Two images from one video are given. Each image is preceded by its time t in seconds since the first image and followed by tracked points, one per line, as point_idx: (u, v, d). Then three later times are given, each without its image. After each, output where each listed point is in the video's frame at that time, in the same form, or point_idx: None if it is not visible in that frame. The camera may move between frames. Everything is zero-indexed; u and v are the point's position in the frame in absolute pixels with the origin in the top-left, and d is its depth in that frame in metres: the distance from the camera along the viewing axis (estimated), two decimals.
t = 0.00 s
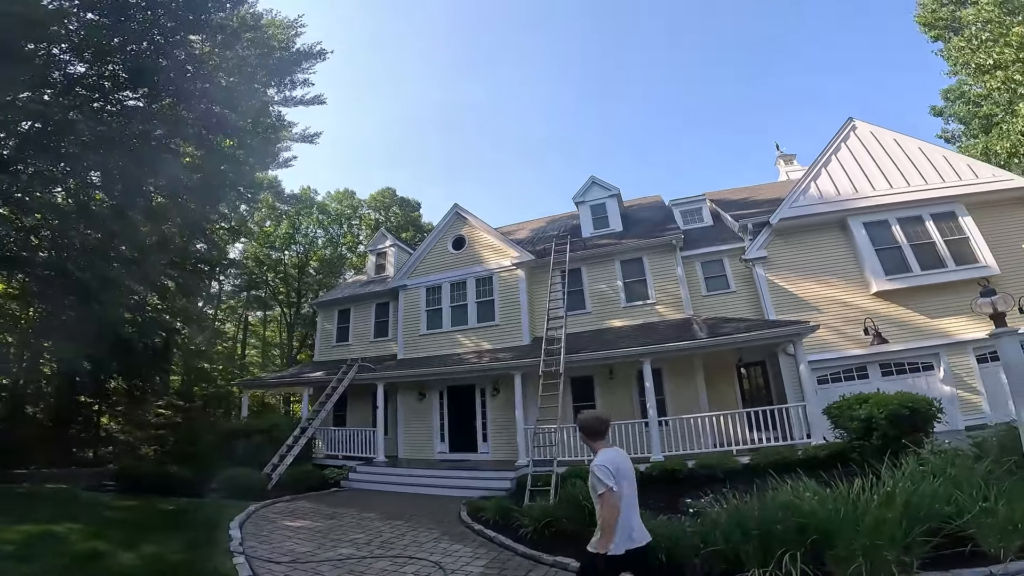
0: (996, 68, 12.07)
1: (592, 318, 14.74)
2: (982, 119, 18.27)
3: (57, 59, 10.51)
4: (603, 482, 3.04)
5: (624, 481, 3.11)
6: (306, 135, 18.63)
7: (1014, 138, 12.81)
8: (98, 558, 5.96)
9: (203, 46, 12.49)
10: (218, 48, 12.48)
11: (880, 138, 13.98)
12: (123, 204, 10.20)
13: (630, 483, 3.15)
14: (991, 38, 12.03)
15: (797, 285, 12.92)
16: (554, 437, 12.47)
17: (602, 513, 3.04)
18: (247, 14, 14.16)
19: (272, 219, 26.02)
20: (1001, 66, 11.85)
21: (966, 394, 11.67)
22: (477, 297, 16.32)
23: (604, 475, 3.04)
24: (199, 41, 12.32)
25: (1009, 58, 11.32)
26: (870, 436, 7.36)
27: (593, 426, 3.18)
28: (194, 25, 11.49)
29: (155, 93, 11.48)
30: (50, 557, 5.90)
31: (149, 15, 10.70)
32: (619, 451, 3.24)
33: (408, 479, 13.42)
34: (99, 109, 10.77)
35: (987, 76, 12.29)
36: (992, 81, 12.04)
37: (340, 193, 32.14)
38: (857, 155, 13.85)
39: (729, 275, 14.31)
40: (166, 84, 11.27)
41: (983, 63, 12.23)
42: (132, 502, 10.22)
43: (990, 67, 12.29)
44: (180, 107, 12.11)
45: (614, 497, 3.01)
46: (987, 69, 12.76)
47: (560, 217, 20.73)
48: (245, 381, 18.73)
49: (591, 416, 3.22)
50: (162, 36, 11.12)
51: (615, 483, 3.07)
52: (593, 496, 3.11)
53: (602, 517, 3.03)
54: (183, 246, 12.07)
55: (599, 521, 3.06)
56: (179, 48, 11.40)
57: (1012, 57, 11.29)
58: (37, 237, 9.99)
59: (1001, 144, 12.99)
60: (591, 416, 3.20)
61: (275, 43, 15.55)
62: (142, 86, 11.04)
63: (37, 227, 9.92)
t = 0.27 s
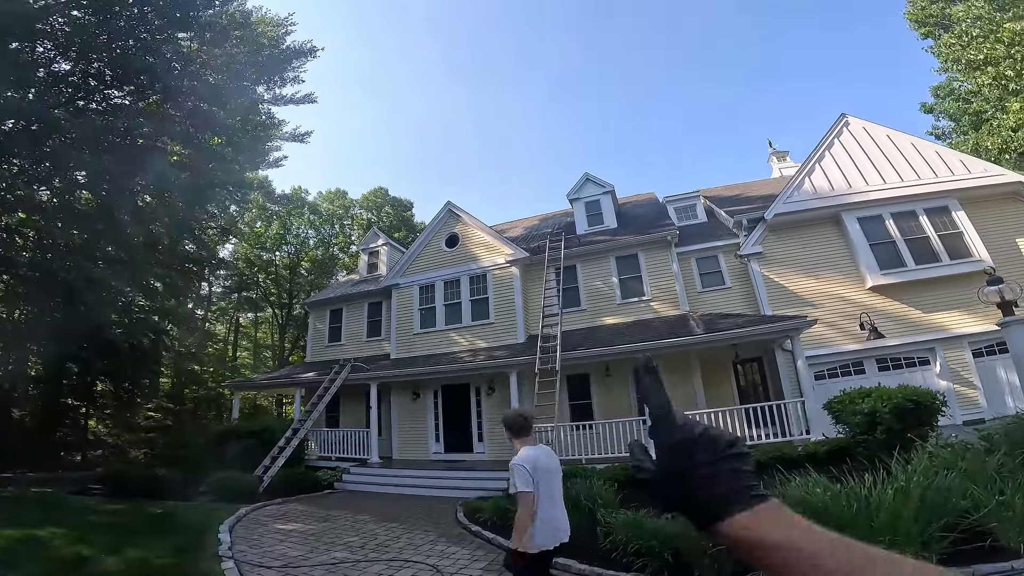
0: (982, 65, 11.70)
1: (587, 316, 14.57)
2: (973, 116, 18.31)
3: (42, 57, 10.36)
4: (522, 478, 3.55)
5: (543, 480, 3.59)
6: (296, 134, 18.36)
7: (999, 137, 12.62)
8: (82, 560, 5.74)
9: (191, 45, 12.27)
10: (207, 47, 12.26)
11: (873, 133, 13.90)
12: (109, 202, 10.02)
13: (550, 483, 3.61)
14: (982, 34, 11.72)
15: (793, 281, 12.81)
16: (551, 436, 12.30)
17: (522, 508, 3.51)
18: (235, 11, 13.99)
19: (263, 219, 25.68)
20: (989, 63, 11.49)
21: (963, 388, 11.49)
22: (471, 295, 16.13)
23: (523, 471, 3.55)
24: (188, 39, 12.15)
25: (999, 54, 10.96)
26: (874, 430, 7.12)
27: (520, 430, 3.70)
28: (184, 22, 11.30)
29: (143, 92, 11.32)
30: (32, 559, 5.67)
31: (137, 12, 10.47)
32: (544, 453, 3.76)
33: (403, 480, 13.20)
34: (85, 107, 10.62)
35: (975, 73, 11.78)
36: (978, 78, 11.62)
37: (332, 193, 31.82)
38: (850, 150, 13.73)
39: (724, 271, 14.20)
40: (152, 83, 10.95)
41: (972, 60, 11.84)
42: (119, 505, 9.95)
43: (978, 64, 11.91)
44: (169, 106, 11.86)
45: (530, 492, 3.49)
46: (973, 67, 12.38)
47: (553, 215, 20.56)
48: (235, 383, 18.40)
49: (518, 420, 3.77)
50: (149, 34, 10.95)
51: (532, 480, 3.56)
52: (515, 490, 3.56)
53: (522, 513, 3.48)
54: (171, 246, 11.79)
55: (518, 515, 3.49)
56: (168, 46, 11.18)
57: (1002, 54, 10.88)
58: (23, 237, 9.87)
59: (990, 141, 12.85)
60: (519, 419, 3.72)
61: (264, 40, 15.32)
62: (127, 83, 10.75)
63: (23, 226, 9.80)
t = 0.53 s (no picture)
0: (971, 66, 11.63)
1: (581, 317, 14.42)
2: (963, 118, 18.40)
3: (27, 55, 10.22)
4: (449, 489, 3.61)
5: (469, 491, 3.62)
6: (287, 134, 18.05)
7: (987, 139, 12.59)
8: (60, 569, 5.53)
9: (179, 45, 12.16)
10: (195, 46, 12.03)
11: (864, 134, 13.89)
12: (91, 201, 9.78)
13: (477, 494, 3.63)
14: (971, 35, 11.51)
15: (786, 281, 12.72)
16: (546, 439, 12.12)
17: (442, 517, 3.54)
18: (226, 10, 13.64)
19: (252, 221, 25.29)
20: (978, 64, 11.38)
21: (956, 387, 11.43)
22: (464, 296, 15.92)
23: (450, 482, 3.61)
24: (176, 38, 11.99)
25: (988, 55, 10.79)
26: (875, 430, 6.81)
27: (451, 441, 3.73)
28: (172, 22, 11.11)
29: (129, 91, 11.17)
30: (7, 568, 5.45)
31: (125, 12, 10.36)
32: (476, 464, 3.78)
33: (395, 485, 12.95)
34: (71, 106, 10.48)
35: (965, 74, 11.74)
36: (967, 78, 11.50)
37: (322, 195, 31.45)
38: (841, 150, 13.68)
39: (718, 271, 14.10)
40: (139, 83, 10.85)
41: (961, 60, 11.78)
42: (101, 512, 9.66)
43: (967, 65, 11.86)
44: (156, 106, 11.71)
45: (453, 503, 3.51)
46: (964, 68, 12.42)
47: (546, 216, 20.42)
48: (223, 387, 18.05)
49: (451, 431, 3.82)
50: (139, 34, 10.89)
51: (458, 491, 3.60)
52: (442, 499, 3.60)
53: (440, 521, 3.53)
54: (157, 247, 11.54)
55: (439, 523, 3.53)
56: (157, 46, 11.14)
57: (992, 55, 10.79)
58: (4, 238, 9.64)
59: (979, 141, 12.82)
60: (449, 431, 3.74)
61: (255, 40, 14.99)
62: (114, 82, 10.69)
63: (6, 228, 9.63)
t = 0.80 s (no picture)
0: (963, 68, 11.59)
1: (575, 319, 14.33)
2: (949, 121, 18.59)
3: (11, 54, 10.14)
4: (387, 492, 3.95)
5: (405, 494, 3.97)
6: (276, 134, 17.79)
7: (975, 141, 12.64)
8: None
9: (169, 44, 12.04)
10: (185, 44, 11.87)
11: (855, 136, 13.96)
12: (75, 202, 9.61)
13: (414, 498, 3.96)
14: (960, 37, 11.39)
15: (779, 283, 12.73)
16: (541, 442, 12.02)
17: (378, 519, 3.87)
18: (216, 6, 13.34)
19: (240, 223, 24.95)
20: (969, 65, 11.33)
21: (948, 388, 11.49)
22: (456, 298, 15.78)
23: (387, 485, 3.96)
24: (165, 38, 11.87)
25: (978, 58, 10.72)
26: (873, 430, 6.72)
27: (390, 449, 4.02)
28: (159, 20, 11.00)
29: (115, 89, 11.02)
30: None
31: (113, 9, 10.23)
32: (414, 470, 4.12)
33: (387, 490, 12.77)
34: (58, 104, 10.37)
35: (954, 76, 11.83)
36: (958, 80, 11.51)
37: (312, 197, 31.12)
38: (832, 152, 13.75)
39: (711, 273, 14.09)
40: (125, 82, 10.75)
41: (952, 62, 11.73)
42: (85, 518, 9.45)
43: (959, 67, 11.81)
44: (144, 105, 11.53)
45: (389, 504, 3.83)
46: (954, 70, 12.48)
47: (539, 218, 20.31)
48: (210, 390, 17.73)
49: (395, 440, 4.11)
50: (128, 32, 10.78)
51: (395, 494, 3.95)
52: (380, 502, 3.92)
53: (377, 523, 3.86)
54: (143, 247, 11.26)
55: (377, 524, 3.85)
56: (147, 44, 11.12)
57: (982, 57, 10.74)
58: None
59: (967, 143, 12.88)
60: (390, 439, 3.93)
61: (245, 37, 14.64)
62: (101, 80, 10.63)
63: None
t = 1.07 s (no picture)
0: (960, 71, 11.56)
1: (574, 321, 14.30)
2: (944, 124, 18.70)
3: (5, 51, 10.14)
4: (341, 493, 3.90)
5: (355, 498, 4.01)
6: (272, 135, 17.67)
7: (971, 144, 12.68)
8: None
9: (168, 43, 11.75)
10: (183, 43, 11.75)
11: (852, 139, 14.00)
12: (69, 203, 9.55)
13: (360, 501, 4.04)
14: (957, 41, 11.33)
15: (778, 286, 12.74)
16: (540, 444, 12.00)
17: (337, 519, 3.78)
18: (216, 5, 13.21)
19: (234, 224, 24.76)
20: (965, 69, 11.27)
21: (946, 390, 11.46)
22: (454, 300, 15.71)
23: (340, 488, 3.90)
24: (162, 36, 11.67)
25: (975, 60, 10.64)
26: (876, 433, 6.66)
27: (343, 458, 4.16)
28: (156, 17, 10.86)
29: (109, 88, 10.86)
30: None
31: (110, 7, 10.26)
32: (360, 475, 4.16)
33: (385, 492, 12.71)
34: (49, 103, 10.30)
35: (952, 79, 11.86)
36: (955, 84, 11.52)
37: (307, 198, 30.98)
38: (831, 156, 13.80)
39: (709, 276, 14.09)
40: (120, 80, 10.65)
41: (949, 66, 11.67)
42: (79, 520, 9.33)
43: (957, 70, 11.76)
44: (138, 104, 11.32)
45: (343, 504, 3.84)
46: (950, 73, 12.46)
47: (536, 220, 20.28)
48: (204, 392, 17.56)
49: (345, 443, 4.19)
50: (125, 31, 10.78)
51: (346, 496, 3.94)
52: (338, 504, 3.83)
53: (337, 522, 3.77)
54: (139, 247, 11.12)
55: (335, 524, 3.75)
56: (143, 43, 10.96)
57: (979, 60, 10.66)
58: None
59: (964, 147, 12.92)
60: (340, 443, 4.10)
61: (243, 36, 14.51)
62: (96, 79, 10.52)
63: None
